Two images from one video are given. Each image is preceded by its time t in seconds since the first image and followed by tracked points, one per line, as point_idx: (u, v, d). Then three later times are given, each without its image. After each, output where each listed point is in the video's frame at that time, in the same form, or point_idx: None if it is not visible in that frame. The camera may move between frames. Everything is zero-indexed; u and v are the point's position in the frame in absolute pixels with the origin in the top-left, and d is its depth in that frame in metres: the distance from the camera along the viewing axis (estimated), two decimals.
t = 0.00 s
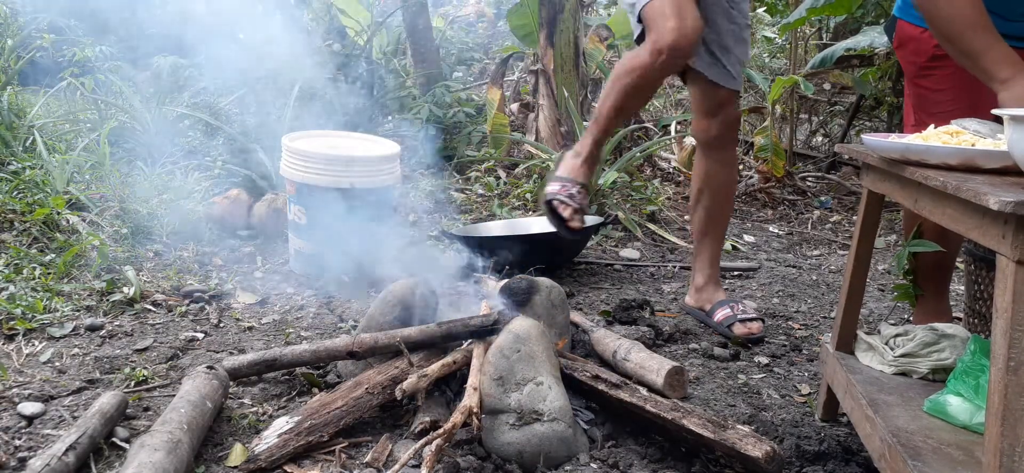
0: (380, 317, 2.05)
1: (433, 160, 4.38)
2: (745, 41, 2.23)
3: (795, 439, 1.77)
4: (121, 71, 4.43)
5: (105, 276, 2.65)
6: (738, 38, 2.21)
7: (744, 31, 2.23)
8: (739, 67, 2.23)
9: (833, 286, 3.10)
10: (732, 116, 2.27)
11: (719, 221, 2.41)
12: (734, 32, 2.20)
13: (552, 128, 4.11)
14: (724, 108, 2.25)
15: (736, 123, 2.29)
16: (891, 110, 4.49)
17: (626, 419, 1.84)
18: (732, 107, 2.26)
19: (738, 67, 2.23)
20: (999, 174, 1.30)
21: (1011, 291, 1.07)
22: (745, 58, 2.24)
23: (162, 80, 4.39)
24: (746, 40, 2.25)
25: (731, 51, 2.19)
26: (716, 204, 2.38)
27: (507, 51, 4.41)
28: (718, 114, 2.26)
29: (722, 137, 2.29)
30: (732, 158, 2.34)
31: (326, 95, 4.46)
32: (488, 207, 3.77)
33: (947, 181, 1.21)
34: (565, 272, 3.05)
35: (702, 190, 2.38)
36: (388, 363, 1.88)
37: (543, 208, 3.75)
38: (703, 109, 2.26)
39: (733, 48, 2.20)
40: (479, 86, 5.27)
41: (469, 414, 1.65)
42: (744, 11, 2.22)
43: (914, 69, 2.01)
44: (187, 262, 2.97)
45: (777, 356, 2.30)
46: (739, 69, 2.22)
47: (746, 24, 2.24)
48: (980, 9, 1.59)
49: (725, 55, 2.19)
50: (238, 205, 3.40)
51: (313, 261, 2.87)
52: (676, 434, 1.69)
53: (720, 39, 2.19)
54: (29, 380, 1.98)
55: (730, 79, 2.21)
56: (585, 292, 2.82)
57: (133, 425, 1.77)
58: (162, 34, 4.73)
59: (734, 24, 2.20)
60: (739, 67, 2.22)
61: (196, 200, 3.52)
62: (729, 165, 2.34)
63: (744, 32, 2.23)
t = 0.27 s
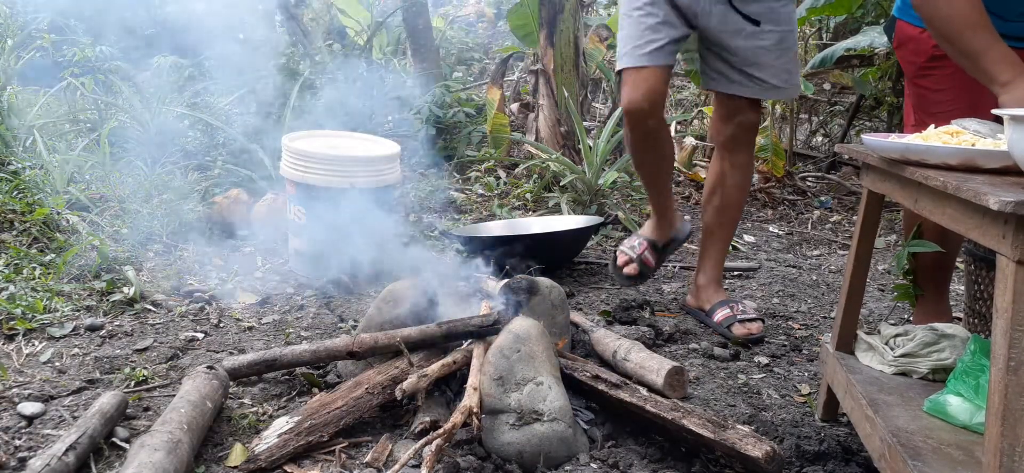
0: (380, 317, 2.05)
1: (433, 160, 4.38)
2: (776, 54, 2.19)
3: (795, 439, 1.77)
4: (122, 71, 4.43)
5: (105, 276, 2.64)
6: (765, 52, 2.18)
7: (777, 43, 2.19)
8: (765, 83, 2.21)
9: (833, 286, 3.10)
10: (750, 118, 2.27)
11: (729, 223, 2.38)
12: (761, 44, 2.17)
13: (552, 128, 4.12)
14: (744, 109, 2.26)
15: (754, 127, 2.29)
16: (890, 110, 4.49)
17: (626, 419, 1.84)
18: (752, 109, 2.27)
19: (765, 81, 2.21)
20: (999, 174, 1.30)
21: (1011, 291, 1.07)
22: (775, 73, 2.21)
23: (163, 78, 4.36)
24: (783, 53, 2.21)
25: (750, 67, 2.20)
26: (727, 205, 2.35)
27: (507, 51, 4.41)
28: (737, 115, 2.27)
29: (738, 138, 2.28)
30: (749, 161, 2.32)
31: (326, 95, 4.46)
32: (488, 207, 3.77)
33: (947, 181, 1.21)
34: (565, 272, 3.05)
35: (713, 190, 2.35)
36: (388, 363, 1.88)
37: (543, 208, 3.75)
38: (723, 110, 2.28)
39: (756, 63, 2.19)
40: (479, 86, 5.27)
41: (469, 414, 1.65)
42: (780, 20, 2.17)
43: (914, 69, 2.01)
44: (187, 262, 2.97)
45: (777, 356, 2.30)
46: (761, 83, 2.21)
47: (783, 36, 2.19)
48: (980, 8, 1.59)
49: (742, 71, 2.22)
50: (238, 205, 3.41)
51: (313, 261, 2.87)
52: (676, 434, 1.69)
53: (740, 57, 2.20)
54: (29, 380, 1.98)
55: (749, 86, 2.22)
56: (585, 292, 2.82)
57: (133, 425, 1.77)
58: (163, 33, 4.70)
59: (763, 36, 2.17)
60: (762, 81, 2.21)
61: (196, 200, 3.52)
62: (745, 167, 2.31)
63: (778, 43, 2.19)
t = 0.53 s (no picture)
0: (380, 317, 2.05)
1: (432, 160, 4.38)
2: (768, 52, 2.18)
3: (795, 439, 1.77)
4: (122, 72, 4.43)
5: (106, 276, 2.64)
6: (753, 52, 2.20)
7: (770, 41, 2.18)
8: (756, 82, 2.20)
9: (833, 286, 3.10)
10: (743, 118, 2.27)
11: (727, 221, 2.36)
12: (749, 45, 2.21)
13: (552, 128, 4.12)
14: (737, 109, 2.27)
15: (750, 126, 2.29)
16: (890, 110, 4.48)
17: (626, 419, 1.84)
18: (745, 109, 2.27)
19: (755, 79, 2.20)
20: (1000, 174, 1.30)
21: (1012, 291, 1.07)
22: (768, 71, 2.19)
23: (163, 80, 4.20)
24: (781, 53, 2.19)
25: (738, 68, 2.23)
26: (724, 203, 2.33)
27: (507, 51, 4.41)
28: (730, 115, 2.28)
29: (732, 137, 2.28)
30: (746, 158, 2.30)
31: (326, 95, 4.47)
32: (488, 208, 3.77)
33: (948, 181, 1.21)
34: (565, 272, 3.05)
35: (711, 188, 2.35)
36: (388, 363, 1.88)
37: (543, 208, 3.75)
38: (716, 112, 2.31)
39: (745, 63, 2.22)
40: (479, 86, 5.28)
41: (469, 414, 1.65)
42: (772, 19, 2.17)
43: (914, 68, 2.01)
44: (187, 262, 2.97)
45: (777, 356, 2.30)
46: (750, 83, 2.21)
47: (777, 33, 2.18)
48: (986, 10, 1.58)
49: (731, 73, 2.26)
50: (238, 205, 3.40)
51: (312, 261, 2.87)
52: (676, 434, 1.69)
53: (730, 60, 2.26)
54: (29, 380, 1.98)
55: (736, 87, 2.24)
56: (585, 292, 2.82)
57: (133, 425, 1.77)
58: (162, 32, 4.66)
59: (754, 38, 2.20)
60: (751, 79, 2.21)
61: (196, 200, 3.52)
62: (741, 164, 2.30)
63: (771, 42, 2.18)
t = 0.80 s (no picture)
0: (380, 317, 2.04)
1: (432, 160, 4.37)
2: (750, 49, 2.17)
3: (796, 440, 1.77)
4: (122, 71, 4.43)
5: (105, 276, 2.64)
6: (735, 49, 2.20)
7: (751, 38, 2.18)
8: (739, 79, 2.20)
9: (833, 286, 3.10)
10: (733, 117, 2.26)
11: (722, 219, 2.35)
12: (731, 42, 2.21)
13: (552, 128, 4.11)
14: (725, 108, 2.26)
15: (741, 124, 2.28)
16: (891, 110, 4.48)
17: (626, 419, 1.84)
18: (734, 107, 2.26)
19: (738, 77, 2.20)
20: (998, 175, 1.30)
21: (1010, 293, 1.07)
22: (750, 68, 2.18)
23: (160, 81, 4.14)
24: (763, 50, 2.18)
25: (722, 65, 2.23)
26: (719, 201, 2.33)
27: (507, 51, 4.41)
28: (719, 115, 2.27)
29: (724, 137, 2.27)
30: (739, 156, 2.29)
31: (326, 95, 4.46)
32: (488, 207, 3.77)
33: (946, 182, 1.21)
34: (566, 272, 3.05)
35: (705, 188, 2.34)
36: (388, 363, 1.88)
37: (543, 208, 3.75)
38: (705, 113, 2.31)
39: (729, 60, 2.22)
40: (479, 87, 5.28)
41: (469, 414, 1.64)
42: (753, 16, 2.16)
43: (914, 69, 2.00)
44: (187, 262, 2.97)
45: (777, 356, 2.30)
46: (734, 81, 2.20)
47: (758, 30, 2.17)
48: (990, 14, 1.58)
49: (716, 70, 2.25)
50: (238, 205, 3.40)
51: (312, 261, 2.86)
52: (676, 434, 1.68)
53: (714, 57, 2.26)
54: (29, 380, 1.98)
55: (721, 85, 2.23)
56: (585, 292, 2.82)
57: (133, 425, 1.77)
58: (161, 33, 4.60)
59: (736, 35, 2.20)
60: (734, 76, 2.20)
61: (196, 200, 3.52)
62: (734, 162, 2.29)
63: (752, 39, 2.18)
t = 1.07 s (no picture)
0: (380, 317, 2.05)
1: (432, 160, 4.38)
2: (739, 48, 2.17)
3: (795, 439, 1.78)
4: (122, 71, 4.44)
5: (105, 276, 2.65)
6: (726, 48, 2.20)
7: (740, 38, 2.17)
8: (729, 78, 2.20)
9: (833, 286, 3.10)
10: (728, 116, 2.25)
11: (718, 218, 2.35)
12: (722, 41, 2.20)
13: (552, 128, 4.12)
14: (720, 107, 2.25)
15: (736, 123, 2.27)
16: (890, 110, 4.48)
17: (626, 419, 1.84)
18: (729, 106, 2.25)
19: (729, 75, 2.19)
20: (999, 174, 1.31)
21: (1011, 292, 1.07)
22: (739, 67, 2.18)
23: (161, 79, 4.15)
24: (753, 49, 2.17)
25: (713, 64, 2.23)
26: (716, 201, 2.32)
27: (507, 51, 4.41)
28: (714, 114, 2.26)
29: (719, 136, 2.26)
30: (735, 155, 2.28)
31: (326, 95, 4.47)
32: (488, 208, 3.78)
33: (948, 181, 1.21)
34: (566, 272, 3.06)
35: (701, 187, 2.34)
36: (388, 363, 1.88)
37: (543, 208, 3.76)
38: (700, 113, 2.30)
39: (719, 59, 2.22)
40: (479, 87, 5.29)
41: (469, 414, 1.65)
42: (743, 15, 2.15)
43: (914, 69, 2.01)
44: (188, 262, 2.97)
45: (777, 356, 2.30)
46: (724, 79, 2.20)
47: (747, 29, 2.16)
48: (978, 7, 1.58)
49: (706, 69, 2.26)
50: (238, 205, 3.41)
51: (312, 261, 2.87)
52: (676, 434, 1.69)
53: (706, 57, 2.26)
54: (30, 380, 1.98)
55: (713, 84, 2.23)
56: (585, 292, 2.83)
57: (133, 425, 1.77)
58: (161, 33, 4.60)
59: (727, 34, 2.19)
60: (723, 75, 2.20)
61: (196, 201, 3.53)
62: (731, 161, 2.28)
63: (742, 38, 2.17)
